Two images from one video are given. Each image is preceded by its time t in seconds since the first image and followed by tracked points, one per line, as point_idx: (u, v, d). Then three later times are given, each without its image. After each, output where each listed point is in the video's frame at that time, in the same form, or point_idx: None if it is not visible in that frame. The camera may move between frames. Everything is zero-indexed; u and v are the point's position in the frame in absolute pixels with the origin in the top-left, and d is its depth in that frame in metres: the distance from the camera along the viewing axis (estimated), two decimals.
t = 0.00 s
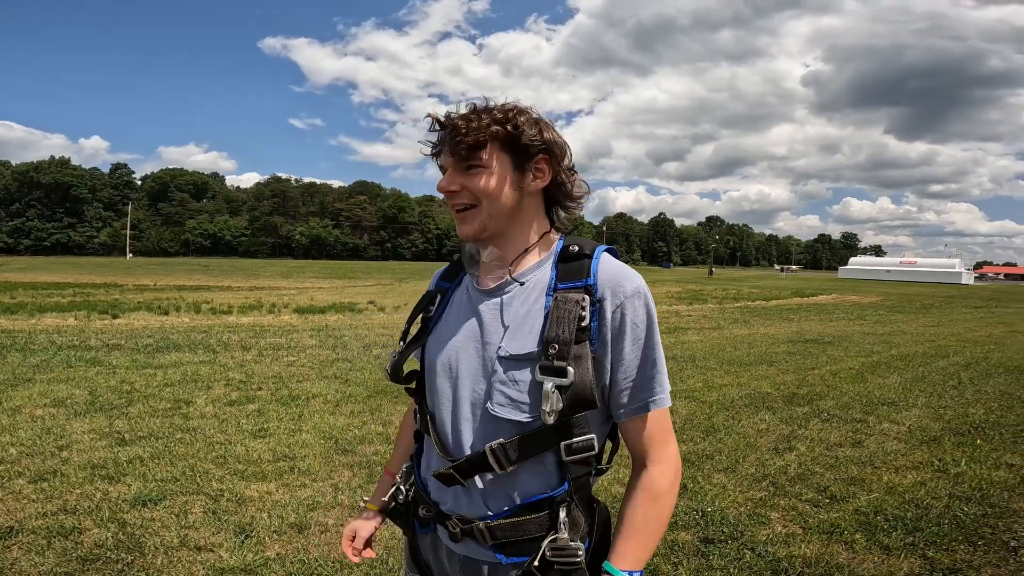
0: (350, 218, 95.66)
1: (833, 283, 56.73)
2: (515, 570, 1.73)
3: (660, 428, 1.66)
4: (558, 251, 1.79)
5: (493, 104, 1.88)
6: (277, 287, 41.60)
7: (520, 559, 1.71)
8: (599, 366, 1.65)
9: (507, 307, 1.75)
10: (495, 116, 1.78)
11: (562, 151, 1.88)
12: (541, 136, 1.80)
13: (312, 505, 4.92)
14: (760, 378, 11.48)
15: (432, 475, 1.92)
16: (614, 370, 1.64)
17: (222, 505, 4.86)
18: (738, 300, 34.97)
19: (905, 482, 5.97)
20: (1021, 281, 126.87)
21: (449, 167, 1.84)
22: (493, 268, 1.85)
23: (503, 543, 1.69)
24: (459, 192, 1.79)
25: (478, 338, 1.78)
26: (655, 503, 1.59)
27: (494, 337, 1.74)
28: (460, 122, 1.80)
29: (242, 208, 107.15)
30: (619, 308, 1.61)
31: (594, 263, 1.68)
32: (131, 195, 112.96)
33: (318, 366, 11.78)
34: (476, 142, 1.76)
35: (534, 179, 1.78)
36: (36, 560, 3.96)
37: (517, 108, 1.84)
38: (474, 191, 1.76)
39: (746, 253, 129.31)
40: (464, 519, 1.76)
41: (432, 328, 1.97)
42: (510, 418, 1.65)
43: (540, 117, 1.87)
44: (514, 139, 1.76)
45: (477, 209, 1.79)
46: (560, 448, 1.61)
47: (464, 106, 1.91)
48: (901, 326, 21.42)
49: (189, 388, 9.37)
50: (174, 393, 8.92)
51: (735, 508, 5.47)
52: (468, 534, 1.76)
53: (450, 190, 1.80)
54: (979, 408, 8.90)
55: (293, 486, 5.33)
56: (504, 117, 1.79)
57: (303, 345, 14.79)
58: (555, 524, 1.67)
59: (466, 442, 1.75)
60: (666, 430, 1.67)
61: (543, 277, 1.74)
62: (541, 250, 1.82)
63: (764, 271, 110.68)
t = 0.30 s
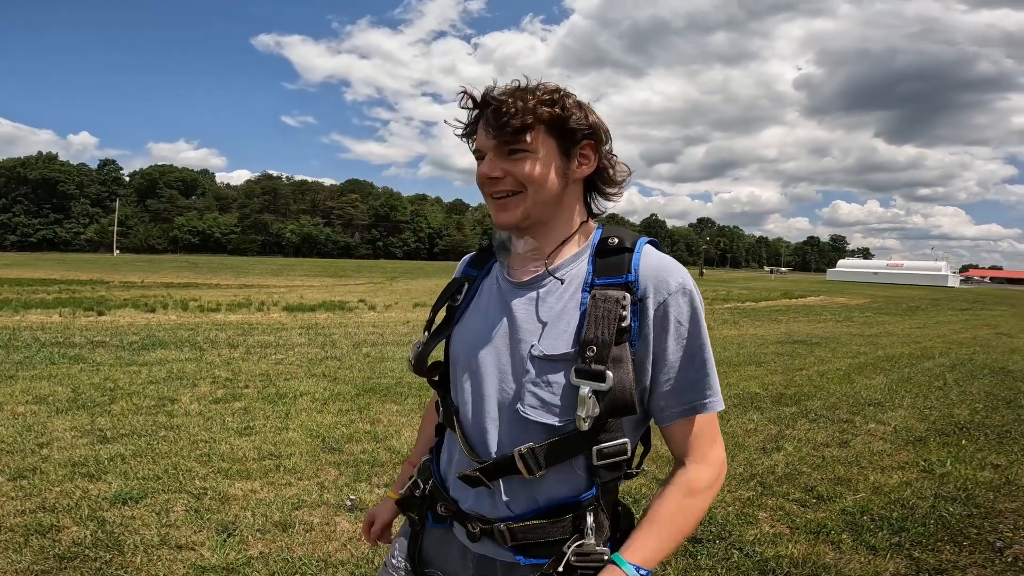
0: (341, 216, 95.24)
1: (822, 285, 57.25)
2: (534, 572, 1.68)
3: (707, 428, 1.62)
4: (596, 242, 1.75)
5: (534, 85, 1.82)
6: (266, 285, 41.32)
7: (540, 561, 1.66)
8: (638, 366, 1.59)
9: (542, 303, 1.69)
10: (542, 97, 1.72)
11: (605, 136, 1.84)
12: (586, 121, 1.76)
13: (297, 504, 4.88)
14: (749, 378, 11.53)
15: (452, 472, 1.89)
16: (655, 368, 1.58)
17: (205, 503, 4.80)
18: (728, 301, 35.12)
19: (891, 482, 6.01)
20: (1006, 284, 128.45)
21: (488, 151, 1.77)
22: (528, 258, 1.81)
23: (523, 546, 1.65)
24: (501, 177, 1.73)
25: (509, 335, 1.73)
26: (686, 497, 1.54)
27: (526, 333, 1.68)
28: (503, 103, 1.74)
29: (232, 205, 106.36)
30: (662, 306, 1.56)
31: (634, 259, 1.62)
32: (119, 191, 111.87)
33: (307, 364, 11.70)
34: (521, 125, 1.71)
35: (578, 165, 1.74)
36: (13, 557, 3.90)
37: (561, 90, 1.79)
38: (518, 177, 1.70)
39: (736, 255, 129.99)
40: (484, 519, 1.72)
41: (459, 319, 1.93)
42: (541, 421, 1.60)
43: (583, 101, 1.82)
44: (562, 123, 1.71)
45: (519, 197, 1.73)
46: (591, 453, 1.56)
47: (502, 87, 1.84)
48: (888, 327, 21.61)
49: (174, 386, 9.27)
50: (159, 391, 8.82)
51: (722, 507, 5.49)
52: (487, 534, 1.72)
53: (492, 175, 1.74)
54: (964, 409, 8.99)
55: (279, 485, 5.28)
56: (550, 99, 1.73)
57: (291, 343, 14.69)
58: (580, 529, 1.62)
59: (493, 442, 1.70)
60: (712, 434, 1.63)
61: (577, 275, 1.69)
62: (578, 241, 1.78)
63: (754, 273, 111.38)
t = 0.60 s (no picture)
0: (333, 216, 94.92)
1: (811, 289, 57.85)
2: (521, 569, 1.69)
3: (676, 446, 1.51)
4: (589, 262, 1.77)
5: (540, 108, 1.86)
6: (256, 285, 41.11)
7: (528, 560, 1.69)
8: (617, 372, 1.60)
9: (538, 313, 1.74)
10: (553, 120, 1.77)
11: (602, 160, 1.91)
12: (591, 144, 1.82)
13: (282, 505, 4.88)
14: (736, 382, 11.63)
15: (445, 474, 1.89)
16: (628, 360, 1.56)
17: (190, 504, 4.80)
18: (718, 304, 35.33)
19: (872, 486, 6.10)
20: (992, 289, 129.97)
21: (501, 168, 1.76)
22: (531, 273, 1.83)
23: (516, 544, 1.67)
24: (514, 197, 1.73)
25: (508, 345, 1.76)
26: (642, 442, 1.38)
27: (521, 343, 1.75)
28: (517, 122, 1.76)
29: (222, 204, 105.67)
30: (643, 307, 1.58)
31: (625, 275, 1.66)
32: (108, 189, 110.86)
33: (295, 365, 11.67)
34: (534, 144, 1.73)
35: (583, 186, 1.80)
36: None
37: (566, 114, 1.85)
38: (532, 197, 1.71)
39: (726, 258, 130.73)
40: (475, 519, 1.73)
41: (457, 328, 1.95)
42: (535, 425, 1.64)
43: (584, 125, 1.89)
44: (574, 146, 1.76)
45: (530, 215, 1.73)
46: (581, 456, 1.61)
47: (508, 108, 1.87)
48: (874, 332, 21.85)
49: (160, 386, 9.22)
50: (145, 391, 8.76)
51: (706, 510, 5.54)
52: (478, 534, 1.72)
53: (504, 195, 1.74)
54: (946, 413, 9.12)
55: (265, 486, 5.28)
56: (561, 122, 1.78)
57: (280, 344, 14.65)
58: (573, 525, 1.68)
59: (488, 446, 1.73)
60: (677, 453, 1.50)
61: (572, 290, 1.72)
62: (576, 258, 1.81)
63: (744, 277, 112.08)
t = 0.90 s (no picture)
0: (325, 216, 94.57)
1: (801, 293, 58.26)
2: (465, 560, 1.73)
3: (563, 439, 1.42)
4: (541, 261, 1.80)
5: (495, 114, 1.84)
6: (246, 285, 40.82)
7: (471, 551, 1.71)
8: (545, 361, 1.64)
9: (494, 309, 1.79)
10: (501, 125, 1.76)
11: (561, 159, 1.88)
12: (545, 146, 1.80)
13: (268, 504, 4.85)
14: (725, 384, 11.68)
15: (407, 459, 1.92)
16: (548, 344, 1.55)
17: (174, 504, 4.75)
18: (709, 308, 35.48)
19: (857, 487, 6.14)
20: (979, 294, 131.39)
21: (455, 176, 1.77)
22: (493, 271, 1.87)
23: (458, 533, 1.68)
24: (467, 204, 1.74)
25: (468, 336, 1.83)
26: (519, 410, 1.35)
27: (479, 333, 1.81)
28: (468, 131, 1.76)
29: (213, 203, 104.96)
30: (580, 300, 1.57)
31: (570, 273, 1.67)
32: (97, 188, 109.86)
33: (284, 366, 11.60)
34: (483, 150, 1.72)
35: (538, 189, 1.78)
36: None
37: (521, 117, 1.82)
38: (482, 202, 1.71)
39: (718, 261, 131.35)
40: (424, 505, 1.76)
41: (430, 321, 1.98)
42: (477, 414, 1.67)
43: (542, 125, 1.86)
44: (523, 150, 1.74)
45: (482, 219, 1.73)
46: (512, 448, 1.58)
47: (465, 115, 1.86)
48: (863, 335, 22.02)
49: (147, 386, 9.14)
50: (131, 391, 8.68)
51: (693, 512, 5.56)
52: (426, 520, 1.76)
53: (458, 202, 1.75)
54: (932, 416, 9.20)
55: (250, 486, 5.24)
56: (511, 127, 1.76)
57: (270, 344, 14.57)
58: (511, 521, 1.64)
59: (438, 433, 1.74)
60: (561, 445, 1.41)
61: (521, 286, 1.77)
62: (535, 257, 1.83)
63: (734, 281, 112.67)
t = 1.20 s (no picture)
0: (331, 217, 94.83)
1: (807, 295, 58.08)
2: (436, 557, 1.74)
3: (499, 445, 1.44)
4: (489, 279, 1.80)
5: (452, 135, 1.86)
6: (253, 287, 40.91)
7: (440, 547, 1.73)
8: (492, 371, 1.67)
9: (452, 321, 1.82)
10: (454, 147, 1.77)
11: (516, 177, 1.89)
12: (498, 165, 1.81)
13: (278, 508, 4.88)
14: (733, 388, 11.64)
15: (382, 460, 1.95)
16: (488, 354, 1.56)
17: (184, 506, 4.79)
18: (715, 310, 35.39)
19: (865, 492, 6.12)
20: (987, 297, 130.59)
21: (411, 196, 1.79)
22: (452, 286, 1.88)
23: (427, 531, 1.70)
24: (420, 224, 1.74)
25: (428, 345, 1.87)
26: (454, 414, 1.38)
27: (438, 343, 1.85)
28: (422, 153, 1.78)
29: (220, 205, 105.42)
30: (523, 311, 1.57)
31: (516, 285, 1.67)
32: (106, 189, 110.54)
33: (292, 368, 11.65)
34: (436, 171, 1.73)
35: (490, 208, 1.77)
36: None
37: (475, 139, 1.84)
38: (434, 222, 1.72)
39: (724, 263, 130.97)
40: (395, 504, 1.79)
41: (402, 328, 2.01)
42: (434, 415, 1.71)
43: (499, 146, 1.87)
44: (473, 171, 1.75)
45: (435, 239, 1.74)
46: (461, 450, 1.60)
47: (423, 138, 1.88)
48: (870, 339, 21.92)
49: (155, 388, 9.20)
50: (140, 393, 8.73)
51: (700, 516, 5.56)
52: (399, 519, 1.79)
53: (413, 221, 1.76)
54: (941, 421, 9.15)
55: (259, 489, 5.27)
56: (462, 149, 1.77)
57: (277, 346, 14.61)
58: (473, 516, 1.65)
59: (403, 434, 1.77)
60: (493, 451, 1.42)
61: (473, 299, 1.79)
62: (490, 273, 1.82)
63: (740, 283, 112.33)
